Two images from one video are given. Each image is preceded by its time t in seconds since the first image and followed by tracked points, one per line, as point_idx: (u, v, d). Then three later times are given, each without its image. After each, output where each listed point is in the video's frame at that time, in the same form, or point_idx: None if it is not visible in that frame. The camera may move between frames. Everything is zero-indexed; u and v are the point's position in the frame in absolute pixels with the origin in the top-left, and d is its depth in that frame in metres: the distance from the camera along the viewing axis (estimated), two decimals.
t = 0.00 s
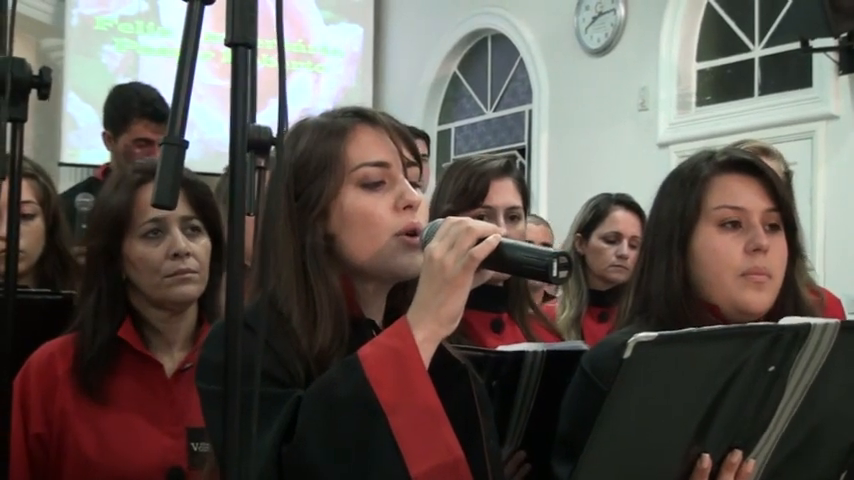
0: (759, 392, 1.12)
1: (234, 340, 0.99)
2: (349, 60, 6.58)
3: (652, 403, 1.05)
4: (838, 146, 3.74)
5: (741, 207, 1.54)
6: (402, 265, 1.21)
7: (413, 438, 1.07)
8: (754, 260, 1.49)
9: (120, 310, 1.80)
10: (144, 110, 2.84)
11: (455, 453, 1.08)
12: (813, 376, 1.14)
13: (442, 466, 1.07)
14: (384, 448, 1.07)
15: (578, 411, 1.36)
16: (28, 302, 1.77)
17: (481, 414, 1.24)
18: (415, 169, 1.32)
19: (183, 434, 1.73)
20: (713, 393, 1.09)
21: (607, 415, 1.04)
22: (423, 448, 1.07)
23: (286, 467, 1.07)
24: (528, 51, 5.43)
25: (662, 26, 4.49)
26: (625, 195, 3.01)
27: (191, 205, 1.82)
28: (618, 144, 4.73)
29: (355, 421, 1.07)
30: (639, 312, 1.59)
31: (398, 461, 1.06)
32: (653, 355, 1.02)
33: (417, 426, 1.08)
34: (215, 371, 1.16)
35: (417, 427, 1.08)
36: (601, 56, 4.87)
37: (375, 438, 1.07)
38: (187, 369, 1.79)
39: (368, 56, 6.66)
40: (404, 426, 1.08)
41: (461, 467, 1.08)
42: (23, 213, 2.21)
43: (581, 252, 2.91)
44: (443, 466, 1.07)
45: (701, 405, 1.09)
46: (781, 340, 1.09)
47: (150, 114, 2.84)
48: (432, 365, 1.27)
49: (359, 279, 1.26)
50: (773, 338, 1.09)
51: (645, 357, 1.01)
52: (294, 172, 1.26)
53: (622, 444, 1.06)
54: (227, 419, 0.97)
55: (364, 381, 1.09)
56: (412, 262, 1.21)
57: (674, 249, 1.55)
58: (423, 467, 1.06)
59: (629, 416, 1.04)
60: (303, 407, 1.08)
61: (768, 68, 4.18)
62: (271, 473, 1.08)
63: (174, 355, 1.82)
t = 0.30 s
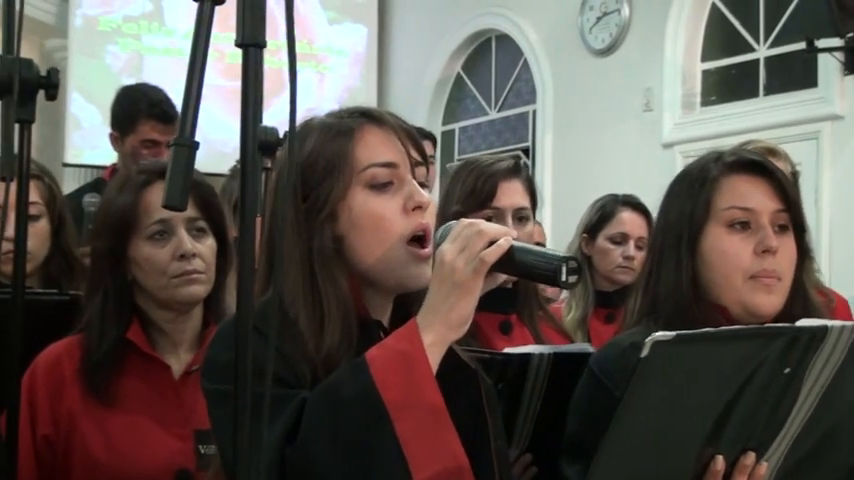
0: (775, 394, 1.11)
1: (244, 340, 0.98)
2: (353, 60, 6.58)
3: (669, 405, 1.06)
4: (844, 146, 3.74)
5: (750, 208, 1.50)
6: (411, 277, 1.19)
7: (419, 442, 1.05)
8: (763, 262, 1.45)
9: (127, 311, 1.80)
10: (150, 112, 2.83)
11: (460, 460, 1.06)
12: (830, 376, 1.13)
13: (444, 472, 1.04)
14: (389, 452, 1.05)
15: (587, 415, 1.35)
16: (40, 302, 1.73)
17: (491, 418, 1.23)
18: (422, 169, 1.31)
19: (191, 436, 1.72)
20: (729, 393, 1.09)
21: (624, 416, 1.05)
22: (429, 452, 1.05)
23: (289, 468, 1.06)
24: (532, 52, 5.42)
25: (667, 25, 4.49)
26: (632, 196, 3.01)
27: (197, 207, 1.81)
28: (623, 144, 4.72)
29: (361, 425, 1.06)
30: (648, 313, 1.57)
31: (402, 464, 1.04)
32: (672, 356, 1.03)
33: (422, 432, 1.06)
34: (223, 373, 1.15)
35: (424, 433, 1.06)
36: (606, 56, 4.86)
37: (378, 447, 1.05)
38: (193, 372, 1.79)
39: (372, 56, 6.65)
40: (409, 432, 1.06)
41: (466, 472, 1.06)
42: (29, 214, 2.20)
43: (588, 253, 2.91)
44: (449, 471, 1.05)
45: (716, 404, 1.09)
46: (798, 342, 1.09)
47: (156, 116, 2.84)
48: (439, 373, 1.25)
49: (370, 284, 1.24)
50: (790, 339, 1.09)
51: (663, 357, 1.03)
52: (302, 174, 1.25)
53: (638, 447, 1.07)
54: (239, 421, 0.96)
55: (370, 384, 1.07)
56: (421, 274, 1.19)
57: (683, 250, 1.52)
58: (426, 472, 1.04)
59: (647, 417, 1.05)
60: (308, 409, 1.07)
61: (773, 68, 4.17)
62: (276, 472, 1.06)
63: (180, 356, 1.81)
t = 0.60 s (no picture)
0: (791, 395, 1.10)
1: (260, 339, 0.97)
2: (359, 59, 6.57)
3: (684, 405, 1.05)
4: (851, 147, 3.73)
5: (762, 208, 1.49)
6: (423, 276, 1.19)
7: (433, 436, 1.04)
8: (775, 263, 1.43)
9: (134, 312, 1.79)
10: (158, 112, 2.83)
11: (475, 451, 1.05)
12: (848, 378, 1.12)
13: (459, 466, 1.04)
14: (402, 447, 1.04)
15: (600, 414, 1.34)
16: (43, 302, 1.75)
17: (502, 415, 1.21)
18: (432, 170, 1.29)
19: (199, 436, 1.73)
20: (744, 395, 1.08)
21: (638, 416, 1.05)
22: (444, 446, 1.04)
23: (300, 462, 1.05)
24: (538, 52, 5.42)
25: (673, 26, 4.48)
26: (640, 197, 3.00)
27: (204, 207, 1.80)
28: (629, 144, 4.71)
29: (376, 418, 1.05)
30: (659, 313, 1.56)
31: (417, 459, 1.03)
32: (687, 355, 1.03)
33: (435, 427, 1.05)
34: (237, 371, 1.14)
35: (439, 431, 1.05)
36: (611, 56, 4.85)
37: (390, 437, 1.04)
38: (201, 371, 1.78)
39: (378, 56, 6.65)
40: (423, 426, 1.05)
41: (481, 467, 1.05)
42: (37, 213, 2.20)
43: (595, 254, 2.90)
44: (462, 466, 1.04)
45: (731, 406, 1.08)
46: (814, 343, 1.08)
47: (164, 116, 2.83)
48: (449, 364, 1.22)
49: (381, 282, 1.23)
50: (806, 340, 1.07)
51: (677, 354, 1.03)
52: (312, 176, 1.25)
53: (653, 448, 1.06)
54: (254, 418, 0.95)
55: (383, 381, 1.06)
56: (433, 275, 1.19)
57: (694, 250, 1.51)
58: (442, 465, 1.03)
59: (660, 417, 1.05)
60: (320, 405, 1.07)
61: (780, 68, 4.17)
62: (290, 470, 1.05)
63: (187, 356, 1.80)
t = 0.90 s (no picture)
0: (805, 400, 1.10)
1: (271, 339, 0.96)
2: (363, 58, 6.57)
3: (699, 408, 1.05)
4: None
5: (773, 209, 1.47)
6: (439, 273, 1.19)
7: (454, 439, 1.04)
8: (786, 264, 1.42)
9: (137, 311, 1.77)
10: (163, 110, 2.82)
11: (497, 454, 1.05)
12: None
13: (481, 469, 1.04)
14: (423, 451, 1.03)
15: (611, 415, 1.33)
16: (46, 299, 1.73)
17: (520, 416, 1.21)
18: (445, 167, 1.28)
19: (202, 434, 1.71)
20: (759, 397, 1.07)
21: (654, 420, 1.04)
22: (466, 449, 1.04)
23: (321, 465, 1.04)
24: (543, 51, 5.41)
25: (679, 26, 4.47)
26: (646, 197, 2.99)
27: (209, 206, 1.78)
28: (634, 144, 4.71)
29: (395, 421, 1.04)
30: (668, 314, 1.55)
31: (439, 461, 1.03)
32: (701, 359, 1.02)
33: (457, 430, 1.04)
34: (249, 372, 1.14)
35: (460, 434, 1.04)
36: (617, 56, 4.84)
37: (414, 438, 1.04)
38: (204, 370, 1.77)
39: (382, 55, 6.64)
40: (444, 428, 1.04)
41: (504, 469, 1.05)
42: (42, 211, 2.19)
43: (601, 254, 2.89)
44: (485, 469, 1.04)
45: (746, 408, 1.07)
46: (829, 345, 1.09)
47: (169, 114, 2.82)
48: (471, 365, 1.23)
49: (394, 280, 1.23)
50: (821, 342, 1.08)
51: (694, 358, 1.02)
52: (324, 175, 1.24)
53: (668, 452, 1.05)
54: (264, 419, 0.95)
55: (402, 385, 1.06)
56: (449, 270, 1.19)
57: (705, 252, 1.50)
58: (463, 469, 1.03)
59: (676, 420, 1.04)
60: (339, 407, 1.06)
61: (786, 69, 4.16)
62: (310, 471, 1.04)
63: (190, 355, 1.79)
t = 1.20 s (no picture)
0: (815, 399, 1.10)
1: (279, 335, 0.95)
2: (364, 56, 6.56)
3: (711, 407, 1.04)
4: None
5: (782, 208, 1.46)
6: (451, 271, 1.18)
7: (469, 439, 1.04)
8: (794, 263, 1.41)
9: (138, 308, 1.76)
10: (164, 107, 2.81)
11: (514, 453, 1.04)
12: None
13: (499, 468, 1.03)
14: (439, 449, 1.03)
15: (624, 416, 1.32)
16: (48, 296, 1.73)
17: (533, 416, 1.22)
18: (457, 163, 1.28)
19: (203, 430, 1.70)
20: (770, 397, 1.07)
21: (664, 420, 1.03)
22: (483, 449, 1.03)
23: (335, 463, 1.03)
24: (545, 50, 5.40)
25: (681, 25, 4.46)
26: (649, 196, 2.99)
27: (212, 204, 1.76)
28: (636, 143, 4.70)
29: (410, 421, 1.04)
30: (674, 315, 1.54)
31: (454, 461, 1.02)
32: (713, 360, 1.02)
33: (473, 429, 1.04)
34: (258, 371, 1.13)
35: (477, 432, 1.04)
36: (619, 54, 4.84)
37: (426, 437, 1.03)
38: (205, 367, 1.76)
39: (383, 53, 6.64)
40: (461, 426, 1.04)
41: (520, 468, 1.04)
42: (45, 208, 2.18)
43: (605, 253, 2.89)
44: (502, 468, 1.03)
45: (756, 407, 1.06)
46: (839, 345, 1.08)
47: (170, 112, 2.82)
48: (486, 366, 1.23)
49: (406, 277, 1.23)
50: (830, 342, 1.08)
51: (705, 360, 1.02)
52: (336, 172, 1.24)
53: (677, 454, 1.05)
54: (272, 417, 0.93)
55: (416, 384, 1.05)
56: (461, 271, 1.18)
57: (712, 251, 1.49)
58: (481, 467, 1.02)
59: (687, 421, 1.03)
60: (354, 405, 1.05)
61: (789, 68, 4.15)
62: (323, 472, 1.03)
63: (191, 352, 1.77)
